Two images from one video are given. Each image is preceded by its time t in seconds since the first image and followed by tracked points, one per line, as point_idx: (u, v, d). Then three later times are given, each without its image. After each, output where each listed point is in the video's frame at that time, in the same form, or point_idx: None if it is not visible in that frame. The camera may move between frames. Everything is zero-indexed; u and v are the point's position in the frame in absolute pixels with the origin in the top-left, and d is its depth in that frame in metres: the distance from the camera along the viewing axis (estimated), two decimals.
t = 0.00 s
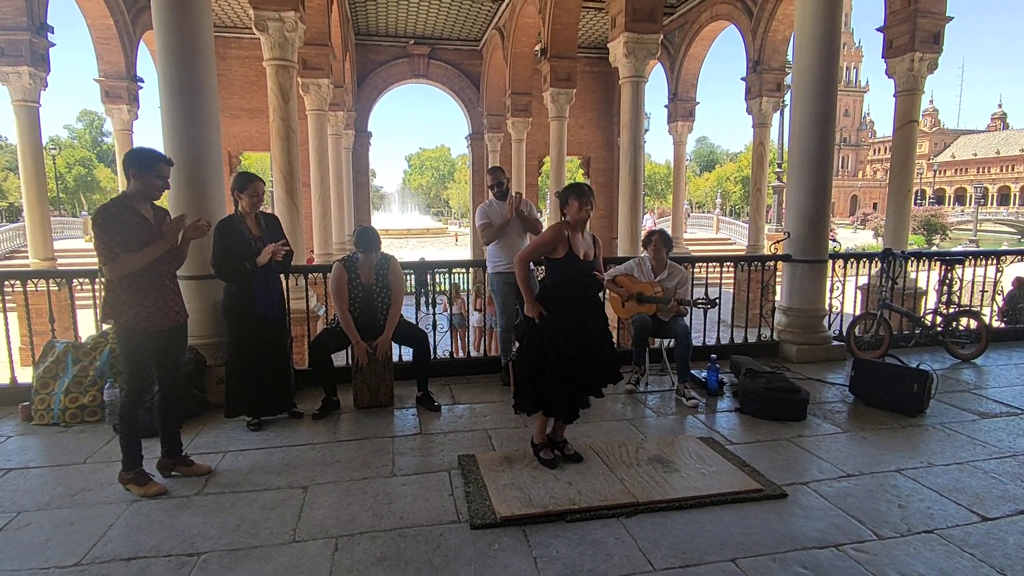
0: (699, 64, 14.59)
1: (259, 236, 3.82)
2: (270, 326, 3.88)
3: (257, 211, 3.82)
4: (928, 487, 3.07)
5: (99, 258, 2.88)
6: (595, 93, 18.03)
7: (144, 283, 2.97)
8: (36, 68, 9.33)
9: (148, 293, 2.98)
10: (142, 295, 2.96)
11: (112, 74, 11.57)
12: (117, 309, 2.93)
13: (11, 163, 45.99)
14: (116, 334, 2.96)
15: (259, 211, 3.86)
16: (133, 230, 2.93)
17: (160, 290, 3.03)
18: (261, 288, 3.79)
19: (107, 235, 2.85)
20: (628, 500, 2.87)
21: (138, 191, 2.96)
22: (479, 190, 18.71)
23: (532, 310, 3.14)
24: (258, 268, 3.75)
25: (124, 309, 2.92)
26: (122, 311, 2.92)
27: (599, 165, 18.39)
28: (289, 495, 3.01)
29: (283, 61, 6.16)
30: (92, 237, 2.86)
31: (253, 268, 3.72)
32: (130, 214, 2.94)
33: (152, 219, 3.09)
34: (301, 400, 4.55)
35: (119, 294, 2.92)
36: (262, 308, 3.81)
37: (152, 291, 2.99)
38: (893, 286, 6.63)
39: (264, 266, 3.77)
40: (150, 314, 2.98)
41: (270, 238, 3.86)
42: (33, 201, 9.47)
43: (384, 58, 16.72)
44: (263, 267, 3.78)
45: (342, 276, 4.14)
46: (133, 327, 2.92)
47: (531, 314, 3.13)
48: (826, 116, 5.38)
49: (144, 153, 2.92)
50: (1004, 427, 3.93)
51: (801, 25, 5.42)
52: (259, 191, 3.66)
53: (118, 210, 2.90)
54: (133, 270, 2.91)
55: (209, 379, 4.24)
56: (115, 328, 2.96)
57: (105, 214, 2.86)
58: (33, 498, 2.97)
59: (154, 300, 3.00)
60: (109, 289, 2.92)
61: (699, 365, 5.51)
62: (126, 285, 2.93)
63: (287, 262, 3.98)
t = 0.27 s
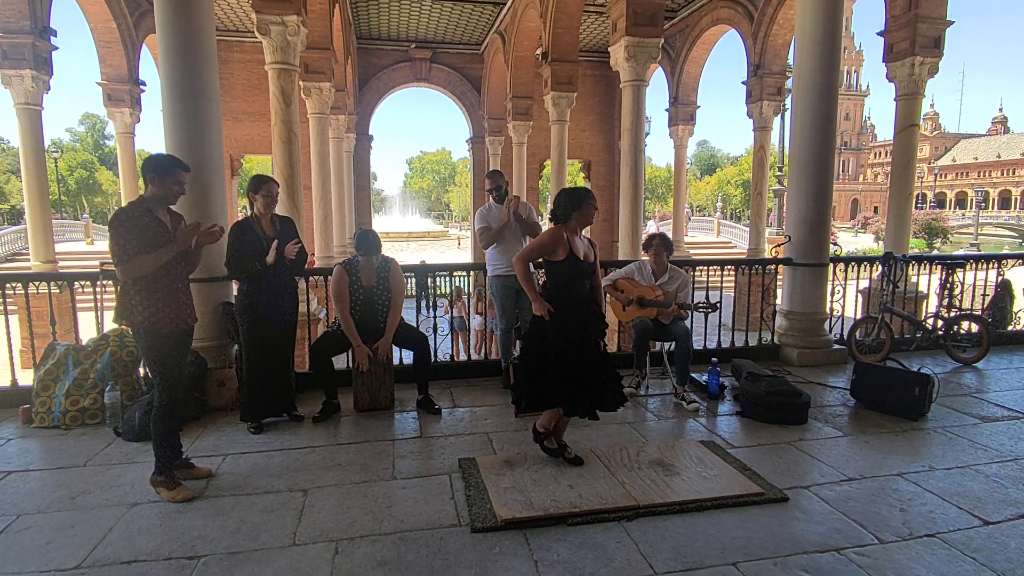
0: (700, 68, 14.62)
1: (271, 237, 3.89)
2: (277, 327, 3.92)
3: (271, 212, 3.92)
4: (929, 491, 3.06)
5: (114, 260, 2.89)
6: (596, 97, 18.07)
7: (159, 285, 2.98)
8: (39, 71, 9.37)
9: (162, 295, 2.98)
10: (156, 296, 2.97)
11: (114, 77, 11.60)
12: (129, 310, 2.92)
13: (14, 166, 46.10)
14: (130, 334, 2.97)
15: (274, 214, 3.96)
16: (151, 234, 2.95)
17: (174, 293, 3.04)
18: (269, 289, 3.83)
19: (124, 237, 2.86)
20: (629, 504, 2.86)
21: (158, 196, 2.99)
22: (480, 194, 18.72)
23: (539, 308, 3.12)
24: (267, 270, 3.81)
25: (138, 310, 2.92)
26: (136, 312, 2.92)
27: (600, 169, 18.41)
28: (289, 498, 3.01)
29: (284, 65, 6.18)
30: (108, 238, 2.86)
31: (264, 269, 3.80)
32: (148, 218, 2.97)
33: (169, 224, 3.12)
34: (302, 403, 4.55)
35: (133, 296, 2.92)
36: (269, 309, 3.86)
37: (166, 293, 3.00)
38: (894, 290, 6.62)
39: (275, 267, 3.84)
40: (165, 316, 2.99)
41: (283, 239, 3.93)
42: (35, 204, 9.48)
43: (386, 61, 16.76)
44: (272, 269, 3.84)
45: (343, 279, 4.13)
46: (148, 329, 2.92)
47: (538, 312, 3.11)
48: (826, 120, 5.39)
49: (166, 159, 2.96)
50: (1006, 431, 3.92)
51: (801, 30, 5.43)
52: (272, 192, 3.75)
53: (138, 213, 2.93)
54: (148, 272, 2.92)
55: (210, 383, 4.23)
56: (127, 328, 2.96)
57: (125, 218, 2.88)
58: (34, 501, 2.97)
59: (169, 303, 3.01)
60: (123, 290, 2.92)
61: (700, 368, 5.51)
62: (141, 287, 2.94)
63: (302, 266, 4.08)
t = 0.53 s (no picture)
0: (700, 71, 14.64)
1: (277, 238, 3.91)
2: (282, 328, 3.94)
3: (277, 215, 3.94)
4: (929, 494, 3.06)
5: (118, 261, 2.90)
6: (595, 99, 18.08)
7: (163, 286, 2.99)
8: (40, 73, 9.38)
9: (164, 297, 2.99)
10: (159, 298, 2.97)
11: (115, 79, 11.62)
12: (132, 310, 2.93)
13: (14, 168, 46.15)
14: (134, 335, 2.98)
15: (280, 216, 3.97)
16: (154, 237, 2.95)
17: (176, 294, 3.04)
18: (274, 290, 3.85)
19: (127, 239, 2.87)
20: (629, 506, 2.86)
21: (160, 198, 2.99)
22: (480, 196, 18.73)
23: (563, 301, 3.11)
24: (271, 272, 3.82)
25: (141, 311, 2.93)
26: (138, 314, 2.93)
27: (600, 170, 18.43)
28: (289, 499, 3.01)
29: (284, 67, 6.19)
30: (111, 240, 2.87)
31: (270, 269, 3.80)
32: (151, 220, 2.97)
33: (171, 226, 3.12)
34: (302, 405, 4.55)
35: (136, 297, 2.93)
36: (273, 310, 3.87)
37: (169, 296, 3.01)
38: (894, 292, 6.62)
39: (280, 267, 3.85)
40: (167, 317, 2.99)
41: (289, 241, 3.95)
42: (35, 206, 9.49)
43: (386, 63, 16.78)
44: (278, 270, 3.86)
45: (342, 280, 4.14)
46: (150, 330, 2.93)
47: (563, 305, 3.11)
48: (826, 122, 5.40)
49: (168, 161, 2.96)
50: (1006, 433, 3.92)
51: (801, 32, 5.43)
52: (279, 194, 3.77)
53: (140, 215, 2.93)
54: (151, 273, 2.93)
55: (210, 384, 4.23)
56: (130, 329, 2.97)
57: (127, 219, 2.89)
58: (34, 503, 2.97)
59: (173, 305, 3.02)
60: (127, 291, 2.93)
61: (700, 370, 5.51)
62: (144, 288, 2.94)
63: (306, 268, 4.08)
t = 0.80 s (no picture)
0: (700, 72, 14.65)
1: (283, 241, 3.91)
2: (285, 330, 3.93)
3: (283, 218, 3.93)
4: (931, 494, 3.06)
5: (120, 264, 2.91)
6: (595, 100, 18.09)
7: (164, 289, 2.99)
8: (40, 77, 9.39)
9: (166, 300, 2.99)
10: (161, 300, 2.97)
11: (115, 82, 11.64)
12: (133, 313, 2.93)
13: (14, 171, 46.19)
14: (135, 338, 2.98)
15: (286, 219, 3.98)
16: (155, 239, 2.96)
17: (178, 298, 3.04)
18: (278, 292, 3.85)
19: (128, 242, 2.88)
20: (630, 508, 2.85)
21: (160, 201, 2.99)
22: (480, 197, 18.74)
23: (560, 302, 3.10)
24: (276, 274, 3.82)
25: (142, 314, 2.93)
26: (139, 317, 2.93)
27: (600, 172, 18.44)
28: (289, 502, 3.01)
29: (284, 69, 6.19)
30: (114, 243, 2.88)
31: (276, 271, 3.81)
32: (152, 223, 2.98)
33: (173, 229, 3.12)
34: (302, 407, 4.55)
35: (137, 300, 2.94)
36: (278, 313, 3.87)
37: (171, 298, 3.01)
38: (895, 292, 6.62)
39: (286, 269, 3.86)
40: (168, 320, 2.99)
41: (295, 244, 3.96)
42: (36, 208, 9.49)
43: (385, 65, 16.80)
44: (284, 272, 3.86)
45: (342, 281, 4.15)
46: (151, 332, 2.93)
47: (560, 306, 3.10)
48: (826, 123, 5.40)
49: (169, 164, 2.96)
50: (1008, 434, 3.91)
51: (801, 32, 5.44)
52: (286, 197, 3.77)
53: (141, 218, 2.94)
54: (152, 276, 2.93)
55: (211, 386, 4.23)
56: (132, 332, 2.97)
57: (128, 222, 2.90)
58: (35, 506, 2.96)
59: (174, 308, 3.02)
60: (128, 295, 2.93)
61: (700, 371, 5.50)
62: (145, 291, 2.95)
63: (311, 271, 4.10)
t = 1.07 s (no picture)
0: (699, 73, 14.67)
1: (291, 243, 3.94)
2: (289, 331, 3.93)
3: (293, 220, 3.96)
4: (930, 495, 3.06)
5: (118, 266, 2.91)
6: (594, 101, 18.11)
7: (164, 291, 2.99)
8: (40, 78, 9.40)
9: (165, 302, 2.99)
10: (160, 302, 2.97)
11: (115, 83, 11.64)
12: (133, 315, 2.94)
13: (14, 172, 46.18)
14: (134, 340, 2.99)
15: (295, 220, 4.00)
16: (155, 241, 2.96)
17: (179, 299, 3.04)
18: (285, 293, 3.86)
19: (127, 244, 2.88)
20: (630, 509, 2.86)
21: (161, 202, 2.99)
22: (480, 198, 18.76)
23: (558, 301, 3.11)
24: (282, 275, 3.83)
25: (142, 316, 2.94)
26: (139, 319, 2.94)
27: (599, 173, 18.46)
28: (289, 503, 3.01)
29: (284, 71, 6.20)
30: (112, 245, 2.88)
31: (283, 272, 3.83)
32: (152, 225, 2.98)
33: (173, 230, 3.12)
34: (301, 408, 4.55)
35: (137, 301, 2.94)
36: (285, 313, 3.88)
37: (171, 300, 3.01)
38: (894, 293, 6.62)
39: (292, 270, 3.87)
40: (168, 321, 2.99)
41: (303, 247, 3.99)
42: (35, 209, 9.49)
43: (385, 67, 16.82)
44: (291, 273, 3.88)
45: (340, 281, 4.16)
46: (150, 333, 2.93)
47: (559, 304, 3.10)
48: (825, 124, 5.40)
49: (169, 165, 2.96)
50: (1007, 434, 3.91)
51: (800, 33, 5.44)
52: (297, 199, 3.82)
53: (141, 220, 2.94)
54: (151, 278, 2.93)
55: (210, 388, 4.23)
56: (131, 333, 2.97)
57: (127, 223, 2.89)
58: (34, 508, 2.96)
59: (173, 309, 3.01)
60: (128, 296, 2.94)
61: (700, 372, 5.51)
62: (145, 292, 2.95)
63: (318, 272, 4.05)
